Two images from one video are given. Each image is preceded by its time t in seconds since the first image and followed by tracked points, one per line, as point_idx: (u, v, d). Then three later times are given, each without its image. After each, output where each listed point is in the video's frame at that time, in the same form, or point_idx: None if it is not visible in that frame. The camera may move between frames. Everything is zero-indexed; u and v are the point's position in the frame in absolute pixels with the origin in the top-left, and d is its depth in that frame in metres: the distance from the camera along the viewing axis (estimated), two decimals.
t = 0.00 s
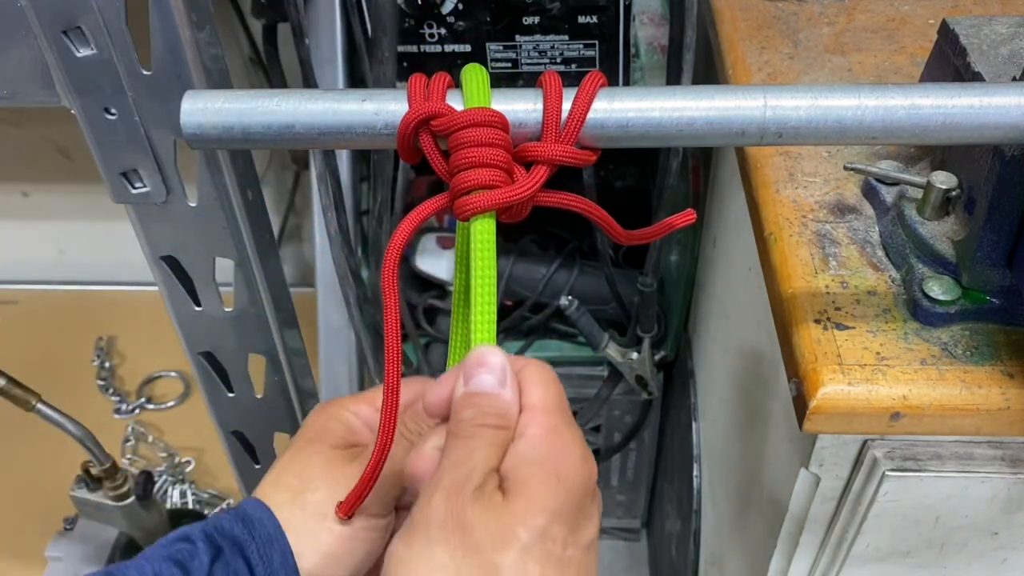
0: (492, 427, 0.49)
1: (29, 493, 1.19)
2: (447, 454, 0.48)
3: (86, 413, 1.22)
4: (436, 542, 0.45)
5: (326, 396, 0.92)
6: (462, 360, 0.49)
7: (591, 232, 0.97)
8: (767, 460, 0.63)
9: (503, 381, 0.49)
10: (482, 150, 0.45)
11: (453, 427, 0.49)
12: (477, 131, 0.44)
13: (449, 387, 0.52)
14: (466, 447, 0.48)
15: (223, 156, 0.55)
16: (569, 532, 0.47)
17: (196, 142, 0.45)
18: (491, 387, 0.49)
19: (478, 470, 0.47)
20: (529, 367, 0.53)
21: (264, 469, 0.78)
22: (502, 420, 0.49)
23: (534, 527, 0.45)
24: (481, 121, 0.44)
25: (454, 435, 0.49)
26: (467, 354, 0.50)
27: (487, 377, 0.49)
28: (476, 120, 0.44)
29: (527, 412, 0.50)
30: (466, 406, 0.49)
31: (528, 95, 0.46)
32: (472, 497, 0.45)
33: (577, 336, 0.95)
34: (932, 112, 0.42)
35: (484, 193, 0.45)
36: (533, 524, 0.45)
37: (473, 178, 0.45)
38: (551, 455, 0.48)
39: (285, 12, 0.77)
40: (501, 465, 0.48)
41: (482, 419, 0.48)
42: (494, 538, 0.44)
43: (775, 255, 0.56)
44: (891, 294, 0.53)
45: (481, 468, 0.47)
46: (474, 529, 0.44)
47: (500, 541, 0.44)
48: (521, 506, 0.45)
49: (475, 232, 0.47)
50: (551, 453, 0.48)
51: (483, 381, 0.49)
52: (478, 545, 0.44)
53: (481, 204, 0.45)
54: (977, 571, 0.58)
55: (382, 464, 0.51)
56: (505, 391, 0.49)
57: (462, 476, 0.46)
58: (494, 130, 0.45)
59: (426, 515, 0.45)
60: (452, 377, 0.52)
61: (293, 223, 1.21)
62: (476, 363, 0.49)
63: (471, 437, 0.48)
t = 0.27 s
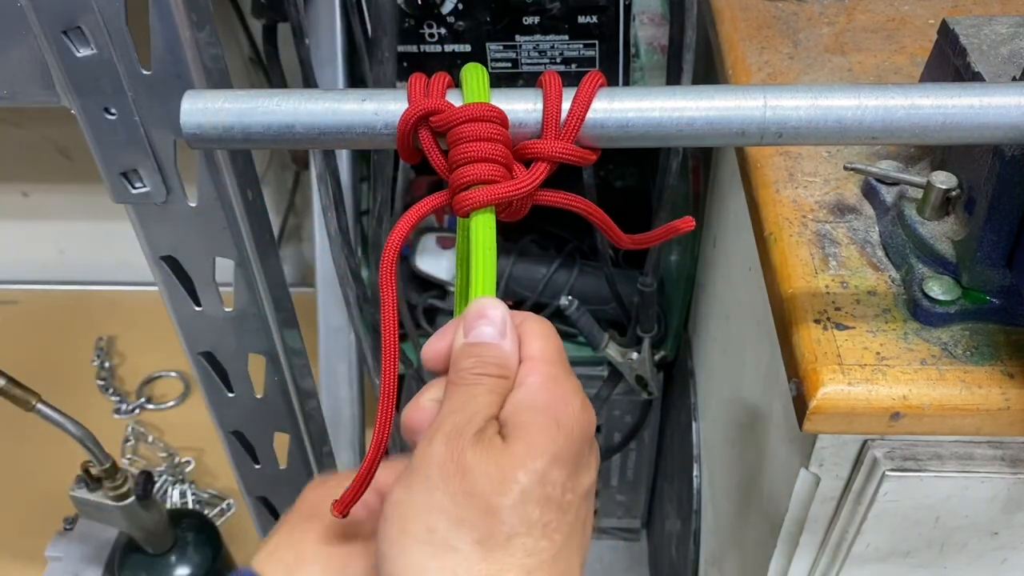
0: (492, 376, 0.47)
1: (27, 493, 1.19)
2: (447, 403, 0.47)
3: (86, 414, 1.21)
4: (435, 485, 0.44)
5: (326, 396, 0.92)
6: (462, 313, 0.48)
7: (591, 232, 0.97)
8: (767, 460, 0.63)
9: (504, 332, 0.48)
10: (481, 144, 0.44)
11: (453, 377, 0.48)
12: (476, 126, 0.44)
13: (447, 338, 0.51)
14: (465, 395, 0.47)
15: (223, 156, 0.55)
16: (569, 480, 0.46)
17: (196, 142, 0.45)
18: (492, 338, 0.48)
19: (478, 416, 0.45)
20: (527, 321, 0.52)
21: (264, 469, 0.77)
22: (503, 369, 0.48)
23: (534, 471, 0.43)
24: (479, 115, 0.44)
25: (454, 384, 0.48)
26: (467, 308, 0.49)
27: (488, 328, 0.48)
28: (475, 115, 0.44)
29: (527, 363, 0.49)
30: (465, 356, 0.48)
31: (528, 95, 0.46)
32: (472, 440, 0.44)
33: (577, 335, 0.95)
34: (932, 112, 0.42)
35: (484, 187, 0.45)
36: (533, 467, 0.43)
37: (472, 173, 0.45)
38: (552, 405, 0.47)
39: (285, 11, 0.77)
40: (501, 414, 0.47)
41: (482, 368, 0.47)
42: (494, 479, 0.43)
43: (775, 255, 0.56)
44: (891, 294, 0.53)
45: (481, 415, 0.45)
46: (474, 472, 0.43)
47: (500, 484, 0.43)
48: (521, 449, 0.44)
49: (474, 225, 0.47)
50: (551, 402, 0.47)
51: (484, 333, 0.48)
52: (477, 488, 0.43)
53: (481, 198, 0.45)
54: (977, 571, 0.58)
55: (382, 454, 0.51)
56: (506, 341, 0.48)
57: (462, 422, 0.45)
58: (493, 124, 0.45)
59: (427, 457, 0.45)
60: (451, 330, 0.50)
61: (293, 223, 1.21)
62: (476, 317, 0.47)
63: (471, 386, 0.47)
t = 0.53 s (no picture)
0: (492, 359, 0.47)
1: (28, 492, 1.19)
2: (446, 386, 0.46)
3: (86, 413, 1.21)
4: (436, 466, 0.43)
5: (326, 396, 0.92)
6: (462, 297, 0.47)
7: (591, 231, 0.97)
8: (767, 461, 0.63)
9: (504, 315, 0.47)
10: (480, 144, 0.44)
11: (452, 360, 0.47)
12: (476, 125, 0.44)
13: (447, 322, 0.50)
14: (465, 378, 0.46)
15: (223, 156, 0.55)
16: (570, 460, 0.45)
17: (196, 142, 0.45)
18: (492, 322, 0.47)
19: (477, 398, 0.45)
20: (528, 304, 0.51)
21: (264, 469, 0.77)
22: (503, 352, 0.47)
23: (535, 450, 0.43)
24: (479, 115, 0.44)
25: (453, 368, 0.47)
26: (467, 291, 0.48)
27: (488, 312, 0.47)
28: (475, 115, 0.44)
29: (527, 345, 0.48)
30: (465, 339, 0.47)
31: (527, 95, 0.46)
32: (471, 421, 0.43)
33: (577, 335, 0.95)
34: (932, 112, 0.42)
35: (484, 187, 0.45)
36: (533, 447, 0.43)
37: (472, 172, 0.45)
38: (552, 387, 0.46)
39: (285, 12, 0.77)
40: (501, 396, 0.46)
41: (482, 350, 0.46)
42: (493, 460, 0.42)
43: (775, 255, 0.56)
44: (891, 294, 0.53)
45: (480, 397, 0.45)
46: (473, 453, 0.43)
47: (500, 464, 0.42)
48: (521, 429, 0.43)
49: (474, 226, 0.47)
50: (551, 384, 0.46)
51: (484, 317, 0.47)
52: (477, 469, 0.42)
53: (481, 198, 0.45)
54: (977, 571, 0.58)
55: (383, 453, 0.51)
56: (506, 324, 0.47)
57: (461, 404, 0.44)
58: (493, 124, 0.45)
59: (427, 439, 0.44)
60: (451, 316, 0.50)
61: (293, 223, 1.21)
62: (476, 300, 0.47)
63: (471, 368, 0.46)
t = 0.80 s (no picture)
0: (497, 324, 0.47)
1: (28, 492, 1.19)
2: (451, 349, 0.47)
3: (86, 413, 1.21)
4: (442, 428, 0.44)
5: (326, 396, 0.92)
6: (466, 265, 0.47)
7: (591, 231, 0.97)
8: (766, 461, 0.63)
9: (509, 283, 0.47)
10: (480, 140, 0.44)
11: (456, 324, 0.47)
12: (476, 122, 0.44)
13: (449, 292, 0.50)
14: (470, 342, 0.46)
15: (223, 156, 0.55)
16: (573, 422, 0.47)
17: (196, 142, 0.45)
18: (498, 289, 0.46)
19: (483, 362, 0.45)
20: (532, 273, 0.51)
21: (264, 469, 0.77)
22: (508, 317, 0.47)
23: (540, 415, 0.44)
24: (479, 112, 0.44)
25: (458, 332, 0.47)
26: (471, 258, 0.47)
27: (493, 279, 0.46)
28: (474, 111, 0.44)
29: (533, 311, 0.49)
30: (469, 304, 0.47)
31: (528, 94, 0.47)
32: (478, 385, 0.44)
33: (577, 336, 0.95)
34: (932, 112, 0.42)
35: (483, 184, 0.45)
36: (538, 411, 0.44)
37: (472, 169, 0.45)
38: (556, 350, 0.47)
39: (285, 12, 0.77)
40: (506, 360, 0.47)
41: (488, 314, 0.47)
42: (500, 422, 0.44)
43: (775, 255, 0.56)
44: (891, 294, 0.53)
45: (486, 361, 0.45)
46: (480, 415, 0.44)
47: (506, 427, 0.44)
48: (527, 394, 0.44)
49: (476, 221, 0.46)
50: (556, 349, 0.47)
51: (490, 284, 0.46)
52: (483, 431, 0.44)
53: (481, 194, 0.45)
54: (977, 571, 0.58)
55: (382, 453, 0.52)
56: (510, 291, 0.47)
57: (467, 368, 0.45)
58: (493, 121, 0.45)
59: (433, 400, 0.45)
60: (455, 283, 0.49)
61: (293, 223, 1.21)
62: (481, 267, 0.46)
63: (476, 333, 0.46)
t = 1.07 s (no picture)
0: (499, 308, 0.47)
1: (27, 492, 1.19)
2: (452, 333, 0.47)
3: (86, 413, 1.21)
4: (447, 409, 0.44)
5: (326, 396, 0.92)
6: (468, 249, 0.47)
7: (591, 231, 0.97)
8: (767, 461, 0.63)
9: (511, 269, 0.48)
10: (480, 141, 0.44)
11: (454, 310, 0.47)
12: (476, 123, 0.44)
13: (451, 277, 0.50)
14: (473, 326, 0.46)
15: (223, 156, 0.55)
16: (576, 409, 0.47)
17: (196, 141, 0.45)
18: (500, 273, 0.47)
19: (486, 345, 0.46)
20: (532, 260, 0.52)
21: (264, 469, 0.77)
22: (510, 303, 0.48)
23: (545, 397, 0.44)
24: (479, 113, 0.44)
25: (460, 317, 0.47)
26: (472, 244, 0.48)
27: (494, 264, 0.47)
28: (474, 112, 0.44)
29: (531, 299, 0.50)
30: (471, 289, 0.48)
31: (527, 94, 0.47)
32: (483, 366, 0.45)
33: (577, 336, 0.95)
34: (932, 112, 0.42)
35: (484, 186, 0.45)
36: (543, 394, 0.44)
37: (473, 171, 0.45)
38: (558, 336, 0.48)
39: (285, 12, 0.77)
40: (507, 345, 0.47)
41: (490, 299, 0.47)
42: (505, 404, 0.44)
43: (775, 255, 0.56)
44: (891, 294, 0.53)
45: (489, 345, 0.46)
46: (485, 397, 0.44)
47: (511, 409, 0.44)
48: (531, 376, 0.45)
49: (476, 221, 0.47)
50: (556, 335, 0.48)
51: (491, 269, 0.47)
52: (488, 413, 0.44)
53: (481, 196, 0.45)
54: (977, 570, 0.58)
55: (382, 450, 0.52)
56: (512, 278, 0.48)
57: (471, 351, 0.45)
58: (493, 122, 0.45)
59: (437, 382, 0.45)
60: (458, 267, 0.50)
61: (293, 223, 1.21)
62: (484, 251, 0.47)
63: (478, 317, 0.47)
